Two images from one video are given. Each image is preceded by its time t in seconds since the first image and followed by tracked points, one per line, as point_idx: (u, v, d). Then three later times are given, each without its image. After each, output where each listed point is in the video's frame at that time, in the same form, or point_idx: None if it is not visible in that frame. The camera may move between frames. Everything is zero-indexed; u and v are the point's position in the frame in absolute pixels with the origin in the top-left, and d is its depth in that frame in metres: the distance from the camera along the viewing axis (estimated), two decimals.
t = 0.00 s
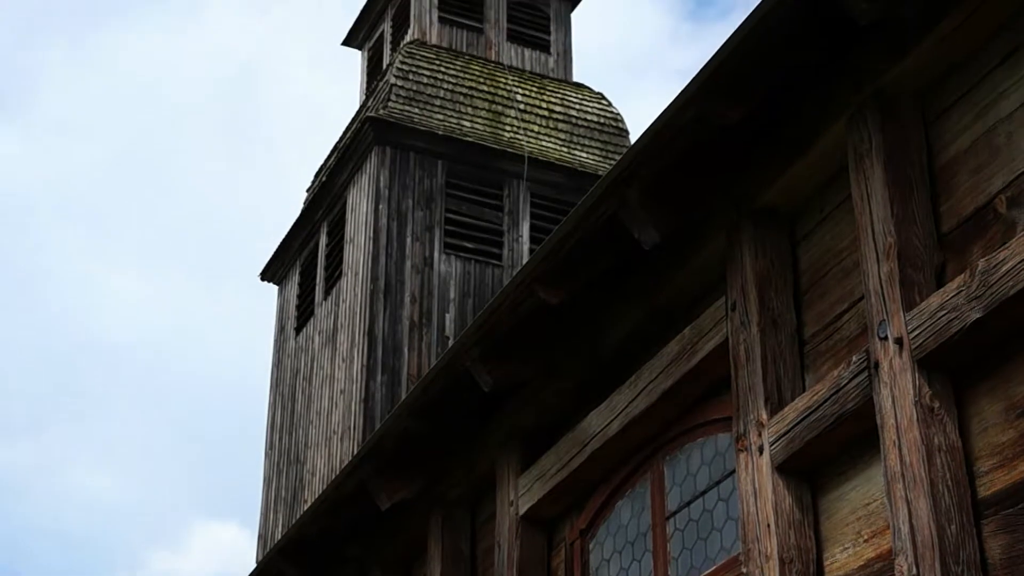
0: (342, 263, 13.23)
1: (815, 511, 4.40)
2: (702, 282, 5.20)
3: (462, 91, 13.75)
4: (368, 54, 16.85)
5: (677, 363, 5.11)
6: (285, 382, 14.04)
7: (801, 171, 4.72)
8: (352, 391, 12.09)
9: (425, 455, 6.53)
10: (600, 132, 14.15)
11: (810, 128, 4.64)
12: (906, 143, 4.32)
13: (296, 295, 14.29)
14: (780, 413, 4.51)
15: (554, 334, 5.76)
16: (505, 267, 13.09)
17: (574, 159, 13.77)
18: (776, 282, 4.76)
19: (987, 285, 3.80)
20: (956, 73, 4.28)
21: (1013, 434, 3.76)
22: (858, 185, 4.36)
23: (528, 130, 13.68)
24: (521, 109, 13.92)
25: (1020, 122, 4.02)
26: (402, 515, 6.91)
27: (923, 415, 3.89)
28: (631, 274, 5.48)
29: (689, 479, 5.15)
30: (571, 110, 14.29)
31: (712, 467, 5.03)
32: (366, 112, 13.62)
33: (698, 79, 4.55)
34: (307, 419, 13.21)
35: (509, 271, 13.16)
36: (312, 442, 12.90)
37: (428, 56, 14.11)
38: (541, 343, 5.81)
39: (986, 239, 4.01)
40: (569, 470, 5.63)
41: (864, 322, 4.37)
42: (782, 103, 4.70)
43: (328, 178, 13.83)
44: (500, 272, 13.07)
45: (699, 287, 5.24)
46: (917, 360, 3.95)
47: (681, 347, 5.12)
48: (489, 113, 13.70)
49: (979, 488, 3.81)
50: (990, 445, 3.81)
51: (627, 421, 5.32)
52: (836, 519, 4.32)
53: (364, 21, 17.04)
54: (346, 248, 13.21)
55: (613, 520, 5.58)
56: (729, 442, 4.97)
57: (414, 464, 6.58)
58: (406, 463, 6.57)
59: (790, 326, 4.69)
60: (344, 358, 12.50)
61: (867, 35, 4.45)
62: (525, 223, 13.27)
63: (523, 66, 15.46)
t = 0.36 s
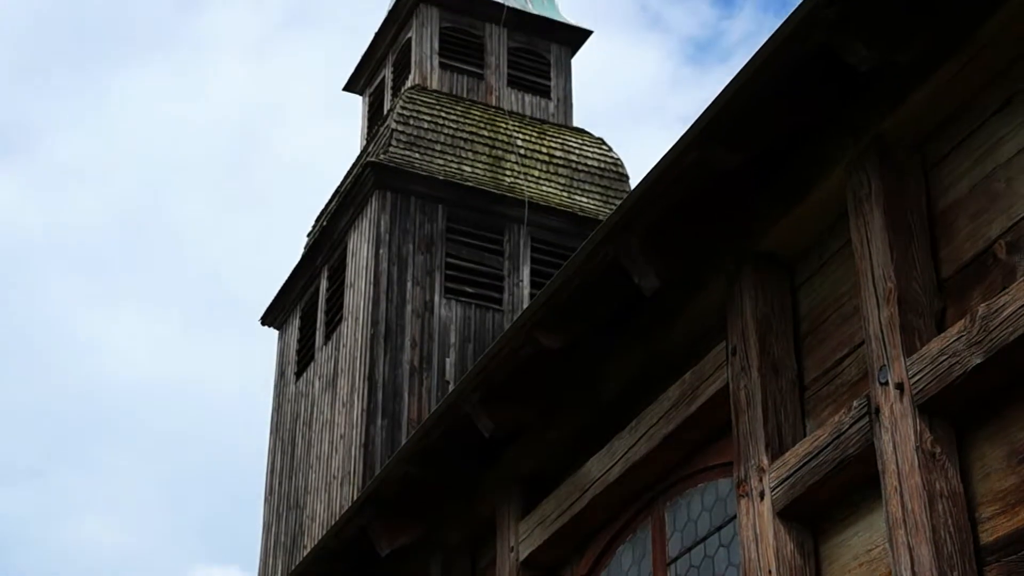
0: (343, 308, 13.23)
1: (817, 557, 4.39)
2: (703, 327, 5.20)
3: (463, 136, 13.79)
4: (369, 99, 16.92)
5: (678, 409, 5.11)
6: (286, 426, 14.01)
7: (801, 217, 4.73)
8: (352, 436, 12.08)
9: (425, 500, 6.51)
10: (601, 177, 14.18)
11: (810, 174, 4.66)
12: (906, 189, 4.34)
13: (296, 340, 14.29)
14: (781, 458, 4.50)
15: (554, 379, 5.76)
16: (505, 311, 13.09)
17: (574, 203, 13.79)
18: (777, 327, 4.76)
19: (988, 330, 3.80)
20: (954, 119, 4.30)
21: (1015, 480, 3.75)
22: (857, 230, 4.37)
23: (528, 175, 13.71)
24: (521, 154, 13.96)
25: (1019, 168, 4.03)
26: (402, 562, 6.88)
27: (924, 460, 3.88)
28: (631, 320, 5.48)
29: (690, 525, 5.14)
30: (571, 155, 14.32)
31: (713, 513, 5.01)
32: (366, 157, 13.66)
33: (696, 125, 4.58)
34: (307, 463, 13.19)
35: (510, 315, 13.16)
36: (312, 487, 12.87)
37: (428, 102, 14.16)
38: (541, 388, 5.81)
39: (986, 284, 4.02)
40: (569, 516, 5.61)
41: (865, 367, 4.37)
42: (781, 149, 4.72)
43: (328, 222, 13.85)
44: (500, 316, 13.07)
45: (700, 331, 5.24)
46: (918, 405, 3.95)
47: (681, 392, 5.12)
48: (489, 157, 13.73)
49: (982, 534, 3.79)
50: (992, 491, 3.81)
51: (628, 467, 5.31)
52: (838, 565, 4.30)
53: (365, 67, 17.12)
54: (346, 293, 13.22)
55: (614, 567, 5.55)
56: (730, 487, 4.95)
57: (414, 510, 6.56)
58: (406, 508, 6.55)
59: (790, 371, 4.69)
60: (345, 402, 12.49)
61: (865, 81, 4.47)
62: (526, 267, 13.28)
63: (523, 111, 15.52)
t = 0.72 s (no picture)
0: (343, 352, 13.23)
1: None
2: (703, 371, 5.19)
3: (464, 180, 13.83)
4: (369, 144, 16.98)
5: (678, 453, 5.10)
6: (285, 471, 13.97)
7: (801, 261, 4.73)
8: (352, 481, 12.06)
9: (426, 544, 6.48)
10: (601, 221, 14.20)
11: (810, 219, 4.67)
12: (906, 234, 4.34)
13: (296, 385, 14.27)
14: (782, 503, 4.48)
15: (554, 424, 5.75)
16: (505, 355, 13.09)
17: (574, 247, 13.80)
18: (777, 372, 4.76)
19: (988, 376, 3.80)
20: (954, 164, 4.31)
21: (1017, 526, 3.74)
22: (857, 275, 4.37)
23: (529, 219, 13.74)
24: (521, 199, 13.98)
25: (1019, 212, 4.04)
26: None
27: (926, 506, 3.87)
28: (631, 364, 5.47)
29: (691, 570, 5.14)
30: (571, 199, 14.34)
31: (713, 558, 5.02)
32: (367, 202, 13.69)
33: (696, 170, 4.59)
34: (306, 508, 13.14)
35: (510, 359, 13.15)
36: (311, 531, 12.82)
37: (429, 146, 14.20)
38: (542, 432, 5.80)
39: (986, 329, 4.02)
40: (570, 561, 5.59)
41: (866, 412, 4.36)
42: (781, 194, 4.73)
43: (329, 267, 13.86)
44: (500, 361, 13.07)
45: (701, 375, 5.23)
46: (919, 450, 3.94)
47: (682, 437, 5.11)
48: (490, 202, 13.76)
49: None
50: (994, 537, 3.79)
51: (629, 511, 5.29)
52: None
53: (366, 113, 17.19)
54: (346, 337, 13.22)
55: None
56: (730, 532, 4.96)
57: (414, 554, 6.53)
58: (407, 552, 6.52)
59: (791, 416, 4.68)
60: (345, 446, 12.46)
61: (865, 126, 4.49)
62: (527, 311, 13.31)
63: (524, 155, 15.56)
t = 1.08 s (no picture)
0: (343, 396, 13.22)
1: None
2: (704, 415, 5.19)
3: (464, 224, 13.85)
4: (370, 188, 17.02)
5: (679, 498, 5.09)
6: (285, 515, 13.93)
7: (801, 305, 4.74)
8: (352, 525, 12.03)
9: None
10: (601, 265, 14.22)
11: (810, 263, 4.68)
12: (906, 277, 4.35)
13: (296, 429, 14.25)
14: (783, 547, 4.47)
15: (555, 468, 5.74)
16: (505, 399, 13.07)
17: (575, 291, 13.81)
18: (778, 416, 4.76)
19: (990, 420, 3.80)
20: (954, 209, 4.33)
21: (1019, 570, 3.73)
22: (858, 318, 4.38)
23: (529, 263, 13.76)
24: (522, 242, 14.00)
25: (1019, 256, 4.05)
26: None
27: (928, 551, 3.86)
28: (631, 408, 5.46)
29: None
30: (572, 243, 14.36)
31: None
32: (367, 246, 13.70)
33: (696, 214, 4.61)
34: (306, 552, 13.10)
35: (510, 402, 13.14)
36: None
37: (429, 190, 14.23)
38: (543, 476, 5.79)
39: (987, 373, 4.02)
40: None
41: (867, 456, 4.35)
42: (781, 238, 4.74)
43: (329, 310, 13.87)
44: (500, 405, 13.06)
45: (702, 420, 5.22)
46: (921, 494, 3.94)
47: (683, 482, 5.10)
48: (490, 246, 13.78)
49: None
50: None
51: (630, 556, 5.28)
52: None
53: (367, 157, 17.24)
54: (347, 381, 13.21)
55: None
56: None
57: None
58: None
59: (792, 460, 4.67)
60: (345, 490, 12.43)
61: (865, 170, 4.50)
62: (527, 355, 13.34)
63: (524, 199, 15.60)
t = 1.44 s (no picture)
0: (343, 440, 13.19)
1: None
2: (704, 459, 5.18)
3: (465, 268, 13.86)
4: (370, 232, 17.05)
5: (680, 543, 5.07)
6: (285, 559, 13.87)
7: (801, 349, 4.74)
8: (352, 569, 11.98)
9: None
10: (601, 308, 14.21)
11: (810, 307, 4.69)
12: (906, 322, 4.35)
13: (296, 473, 14.22)
14: None
15: (555, 513, 5.72)
16: (506, 443, 13.03)
17: (575, 334, 13.80)
18: (778, 460, 4.75)
19: (991, 464, 3.79)
20: (953, 253, 4.33)
21: None
22: (858, 362, 4.38)
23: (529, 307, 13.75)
24: (522, 286, 14.01)
25: (1019, 300, 4.04)
26: None
27: None
28: (632, 453, 5.45)
29: None
30: (572, 286, 14.35)
31: None
32: (367, 290, 13.71)
33: (696, 258, 4.62)
34: None
35: (510, 446, 13.10)
36: None
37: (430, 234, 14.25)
38: (543, 521, 5.76)
39: (988, 418, 4.01)
40: None
41: (869, 501, 4.34)
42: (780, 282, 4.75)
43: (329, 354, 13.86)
44: (501, 449, 13.02)
45: (703, 464, 5.21)
46: (923, 539, 3.92)
47: (683, 526, 5.08)
48: (490, 289, 13.79)
49: None
50: None
51: None
52: None
53: (368, 201, 17.29)
54: (347, 424, 13.19)
55: None
56: None
57: None
58: None
59: (793, 504, 4.66)
60: (345, 534, 12.39)
61: (864, 215, 4.51)
62: (529, 399, 13.29)
63: (524, 242, 15.62)
